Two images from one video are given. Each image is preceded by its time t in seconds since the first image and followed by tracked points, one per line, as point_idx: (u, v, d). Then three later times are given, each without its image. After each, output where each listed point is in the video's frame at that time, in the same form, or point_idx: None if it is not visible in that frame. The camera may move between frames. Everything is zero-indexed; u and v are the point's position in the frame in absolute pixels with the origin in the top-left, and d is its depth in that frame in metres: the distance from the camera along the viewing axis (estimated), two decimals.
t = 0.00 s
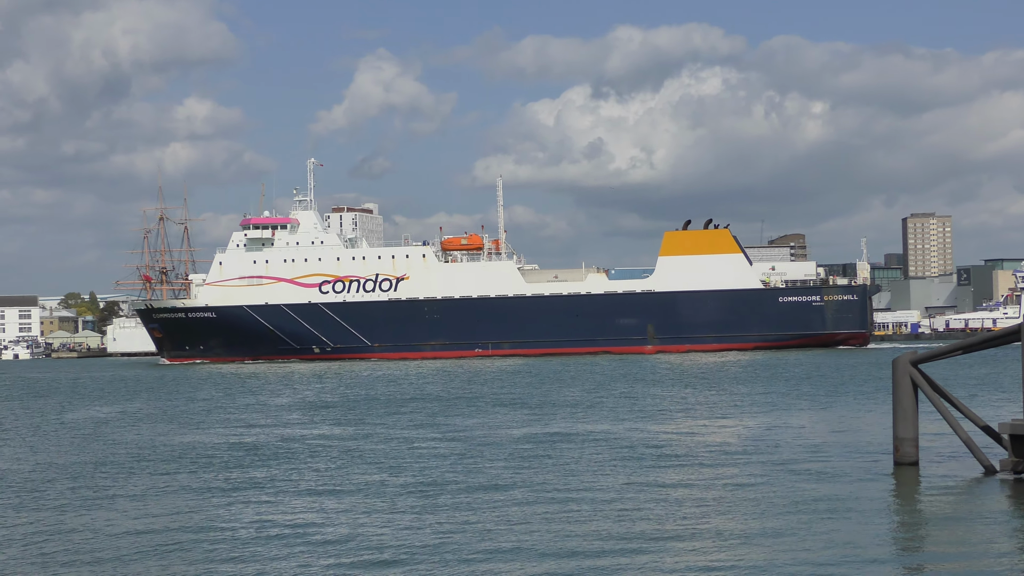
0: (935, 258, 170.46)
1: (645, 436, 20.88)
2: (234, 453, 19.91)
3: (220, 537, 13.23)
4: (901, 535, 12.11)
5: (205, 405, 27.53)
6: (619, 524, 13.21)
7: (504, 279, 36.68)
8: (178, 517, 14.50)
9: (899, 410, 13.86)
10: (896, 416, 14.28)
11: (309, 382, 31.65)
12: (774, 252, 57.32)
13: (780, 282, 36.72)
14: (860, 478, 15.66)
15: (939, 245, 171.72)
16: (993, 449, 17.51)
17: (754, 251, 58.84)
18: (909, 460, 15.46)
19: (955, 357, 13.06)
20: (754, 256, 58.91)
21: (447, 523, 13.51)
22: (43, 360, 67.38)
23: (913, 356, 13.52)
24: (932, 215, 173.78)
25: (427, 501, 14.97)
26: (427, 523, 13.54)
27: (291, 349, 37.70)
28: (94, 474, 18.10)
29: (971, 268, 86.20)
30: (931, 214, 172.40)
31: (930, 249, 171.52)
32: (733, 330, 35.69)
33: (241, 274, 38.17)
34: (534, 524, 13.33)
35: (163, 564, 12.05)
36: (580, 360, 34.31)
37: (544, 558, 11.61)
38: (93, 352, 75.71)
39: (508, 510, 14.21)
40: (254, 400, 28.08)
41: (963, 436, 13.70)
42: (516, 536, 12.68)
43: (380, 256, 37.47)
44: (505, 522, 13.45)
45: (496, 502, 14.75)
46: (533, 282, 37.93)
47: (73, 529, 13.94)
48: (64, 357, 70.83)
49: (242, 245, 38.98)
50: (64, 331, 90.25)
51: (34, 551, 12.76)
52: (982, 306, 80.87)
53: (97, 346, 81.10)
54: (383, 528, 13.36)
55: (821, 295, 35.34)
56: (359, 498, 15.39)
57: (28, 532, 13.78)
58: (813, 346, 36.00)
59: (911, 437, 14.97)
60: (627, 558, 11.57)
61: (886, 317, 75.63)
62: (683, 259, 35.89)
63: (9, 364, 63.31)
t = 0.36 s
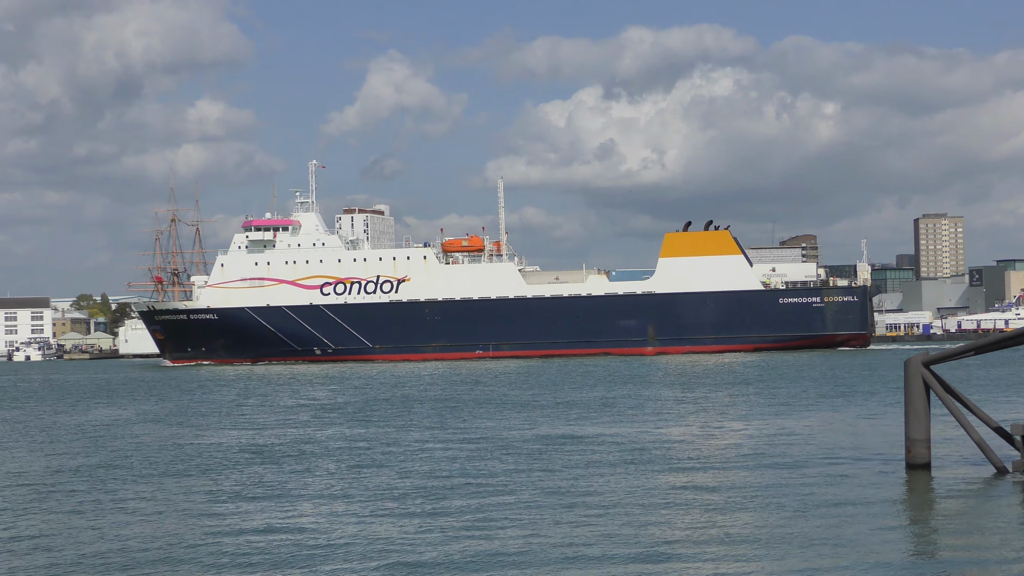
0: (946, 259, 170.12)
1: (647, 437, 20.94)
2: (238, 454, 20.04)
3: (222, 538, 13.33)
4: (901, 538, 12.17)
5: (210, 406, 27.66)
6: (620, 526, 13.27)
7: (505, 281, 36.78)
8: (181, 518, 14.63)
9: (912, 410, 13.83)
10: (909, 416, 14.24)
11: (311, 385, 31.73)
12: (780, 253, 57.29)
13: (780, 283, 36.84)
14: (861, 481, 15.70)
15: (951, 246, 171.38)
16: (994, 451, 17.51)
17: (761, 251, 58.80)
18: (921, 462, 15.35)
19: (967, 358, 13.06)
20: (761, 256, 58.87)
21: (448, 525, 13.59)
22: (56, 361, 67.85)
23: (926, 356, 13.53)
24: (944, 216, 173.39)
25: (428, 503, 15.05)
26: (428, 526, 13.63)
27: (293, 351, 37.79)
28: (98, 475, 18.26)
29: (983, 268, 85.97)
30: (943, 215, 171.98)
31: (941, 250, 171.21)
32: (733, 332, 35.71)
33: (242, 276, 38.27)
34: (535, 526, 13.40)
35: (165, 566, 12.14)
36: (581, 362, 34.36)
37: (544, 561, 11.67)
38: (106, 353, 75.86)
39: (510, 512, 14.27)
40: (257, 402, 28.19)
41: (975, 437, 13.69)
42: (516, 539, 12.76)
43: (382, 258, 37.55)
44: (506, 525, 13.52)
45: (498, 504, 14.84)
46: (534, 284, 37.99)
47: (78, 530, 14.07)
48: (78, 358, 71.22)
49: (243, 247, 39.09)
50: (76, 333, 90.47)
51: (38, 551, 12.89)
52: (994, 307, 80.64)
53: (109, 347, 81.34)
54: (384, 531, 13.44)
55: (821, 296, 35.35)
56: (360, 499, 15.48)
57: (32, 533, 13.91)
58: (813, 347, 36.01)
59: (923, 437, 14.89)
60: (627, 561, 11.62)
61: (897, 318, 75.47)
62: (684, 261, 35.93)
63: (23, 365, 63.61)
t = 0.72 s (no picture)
0: (965, 263, 169.23)
1: (653, 442, 20.91)
2: (244, 457, 20.12)
3: (225, 541, 13.39)
4: (903, 544, 12.14)
5: (218, 409, 27.80)
6: (623, 531, 13.28)
7: (511, 284, 36.83)
8: (185, 521, 14.71)
9: (930, 416, 13.73)
10: (927, 423, 14.15)
11: (317, 387, 31.82)
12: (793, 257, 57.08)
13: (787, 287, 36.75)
14: (866, 486, 15.67)
15: (970, 249, 170.43)
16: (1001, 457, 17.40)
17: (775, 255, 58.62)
18: (938, 467, 15.20)
19: (984, 362, 12.98)
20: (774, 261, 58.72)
21: (450, 530, 13.61)
22: (74, 364, 68.41)
23: (943, 361, 13.47)
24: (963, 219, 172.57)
25: (432, 507, 15.07)
26: (432, 530, 13.66)
27: (299, 354, 37.89)
28: (105, 478, 18.37)
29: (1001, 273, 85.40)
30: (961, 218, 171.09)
31: (960, 255, 169.44)
32: (739, 336, 35.62)
33: (250, 279, 38.40)
34: (539, 531, 13.42)
35: (167, 568, 12.21)
36: (586, 366, 34.33)
37: (550, 566, 11.69)
38: (124, 356, 76.11)
39: (513, 516, 14.29)
40: (263, 405, 28.32)
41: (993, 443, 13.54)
42: (519, 543, 12.79)
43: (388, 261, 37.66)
44: (509, 529, 13.54)
45: (505, 509, 14.84)
46: (540, 287, 37.97)
47: (84, 532, 14.18)
48: (96, 361, 71.80)
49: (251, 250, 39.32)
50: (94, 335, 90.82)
51: (42, 553, 12.99)
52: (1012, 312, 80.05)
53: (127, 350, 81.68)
54: (387, 535, 13.47)
55: (827, 300, 35.25)
56: (364, 503, 15.50)
57: (38, 535, 14.03)
58: (819, 352, 35.88)
59: (941, 442, 14.72)
60: (632, 566, 11.62)
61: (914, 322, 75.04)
62: (690, 265, 35.91)
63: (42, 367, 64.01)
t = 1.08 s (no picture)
0: (982, 267, 168.79)
1: (657, 445, 20.94)
2: (249, 460, 20.27)
3: (226, 544, 13.52)
4: (895, 551, 12.19)
5: (225, 411, 27.98)
6: (622, 536, 13.35)
7: (516, 287, 36.90)
8: (189, 523, 14.84)
9: (945, 419, 13.79)
10: (942, 426, 14.19)
11: (322, 390, 32.00)
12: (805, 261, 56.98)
13: (792, 291, 36.67)
14: (866, 492, 15.70)
15: (987, 253, 169.96)
16: (1004, 462, 17.37)
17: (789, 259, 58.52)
18: (954, 470, 15.35)
19: (1000, 367, 12.92)
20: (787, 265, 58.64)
21: (455, 532, 13.79)
22: (89, 366, 68.77)
23: (959, 364, 13.37)
24: (981, 223, 172.13)
25: (433, 511, 15.17)
26: (431, 533, 13.74)
27: (305, 356, 38.06)
28: (112, 480, 18.54)
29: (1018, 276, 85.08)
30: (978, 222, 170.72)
31: (976, 259, 169.33)
32: (743, 340, 35.64)
33: (255, 282, 38.58)
34: (537, 535, 13.51)
35: (176, 569, 12.42)
36: (590, 370, 34.43)
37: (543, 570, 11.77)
38: (140, 357, 76.46)
39: (513, 520, 14.37)
40: (269, 407, 28.50)
41: (1009, 448, 13.50)
42: (517, 548, 12.87)
43: (394, 264, 37.78)
44: (509, 533, 13.64)
45: (504, 512, 14.93)
46: (546, 290, 38.03)
47: (88, 534, 14.32)
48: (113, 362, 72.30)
49: (257, 253, 39.49)
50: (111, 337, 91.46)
51: (51, 554, 13.18)
52: None
53: (143, 352, 82.17)
54: (387, 538, 13.57)
55: (832, 304, 35.21)
56: (366, 506, 15.61)
57: (43, 536, 14.19)
58: (823, 356, 35.88)
59: (957, 446, 14.78)
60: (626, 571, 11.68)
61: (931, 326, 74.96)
62: (694, 269, 35.90)
63: (59, 369, 64.53)
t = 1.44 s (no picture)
0: (1000, 271, 168.35)
1: (666, 450, 20.97)
2: (258, 463, 20.48)
3: (235, 548, 13.65)
4: (894, 557, 12.26)
5: (234, 415, 28.14)
6: (627, 540, 13.44)
7: (523, 291, 36.95)
8: (199, 527, 14.99)
9: (964, 423, 13.75)
10: (961, 430, 14.17)
11: (329, 394, 32.18)
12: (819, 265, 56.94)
13: (798, 295, 36.62)
14: (872, 497, 15.76)
15: (1005, 257, 169.47)
16: (1012, 468, 17.36)
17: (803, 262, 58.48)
18: (974, 473, 15.36)
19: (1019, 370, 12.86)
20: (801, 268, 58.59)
21: (463, 535, 13.98)
22: (104, 368, 68.74)
23: (978, 368, 13.32)
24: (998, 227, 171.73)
25: (442, 515, 15.26)
26: (440, 537, 13.85)
27: (312, 359, 38.23)
28: (122, 483, 18.72)
29: None
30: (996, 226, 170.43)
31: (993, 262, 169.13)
32: (750, 343, 35.64)
33: (263, 285, 38.74)
34: (544, 539, 13.60)
35: (189, 569, 12.65)
36: (596, 373, 34.51)
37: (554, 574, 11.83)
38: (158, 360, 76.79)
39: (520, 524, 14.48)
40: (277, 411, 28.71)
41: None
42: (522, 552, 12.97)
43: (401, 267, 37.89)
44: (515, 538, 13.73)
45: (512, 517, 15.01)
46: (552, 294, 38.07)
47: (98, 536, 14.49)
48: (128, 364, 73.56)
49: (265, 256, 39.70)
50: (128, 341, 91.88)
51: (67, 554, 13.42)
52: None
53: (161, 355, 82.58)
54: (396, 542, 13.68)
55: (839, 307, 35.19)
56: (374, 510, 15.70)
57: (56, 537, 14.45)
58: (830, 359, 35.86)
59: (976, 450, 14.76)
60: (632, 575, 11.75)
61: (949, 329, 74.77)
62: (701, 272, 35.92)
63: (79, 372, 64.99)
